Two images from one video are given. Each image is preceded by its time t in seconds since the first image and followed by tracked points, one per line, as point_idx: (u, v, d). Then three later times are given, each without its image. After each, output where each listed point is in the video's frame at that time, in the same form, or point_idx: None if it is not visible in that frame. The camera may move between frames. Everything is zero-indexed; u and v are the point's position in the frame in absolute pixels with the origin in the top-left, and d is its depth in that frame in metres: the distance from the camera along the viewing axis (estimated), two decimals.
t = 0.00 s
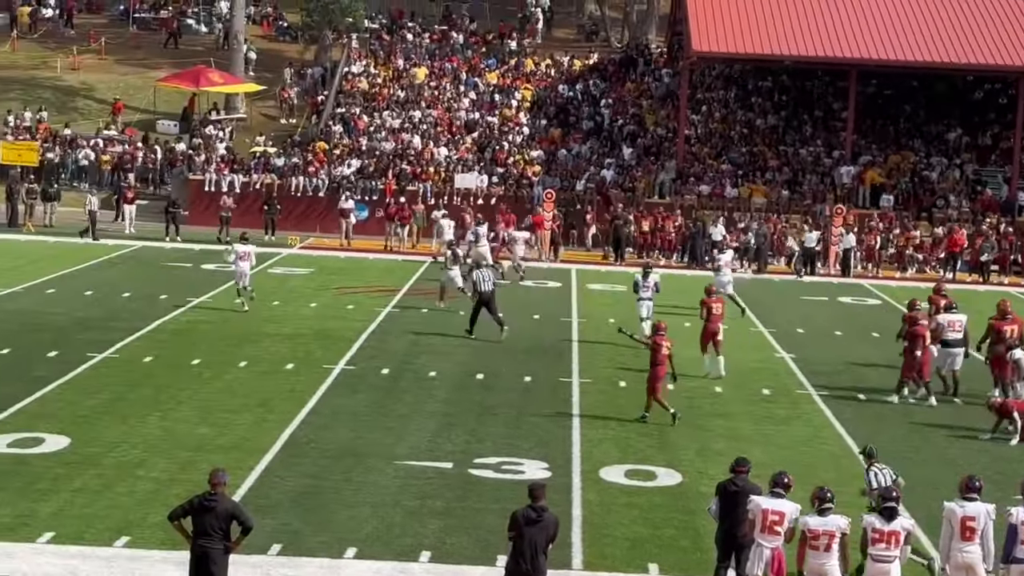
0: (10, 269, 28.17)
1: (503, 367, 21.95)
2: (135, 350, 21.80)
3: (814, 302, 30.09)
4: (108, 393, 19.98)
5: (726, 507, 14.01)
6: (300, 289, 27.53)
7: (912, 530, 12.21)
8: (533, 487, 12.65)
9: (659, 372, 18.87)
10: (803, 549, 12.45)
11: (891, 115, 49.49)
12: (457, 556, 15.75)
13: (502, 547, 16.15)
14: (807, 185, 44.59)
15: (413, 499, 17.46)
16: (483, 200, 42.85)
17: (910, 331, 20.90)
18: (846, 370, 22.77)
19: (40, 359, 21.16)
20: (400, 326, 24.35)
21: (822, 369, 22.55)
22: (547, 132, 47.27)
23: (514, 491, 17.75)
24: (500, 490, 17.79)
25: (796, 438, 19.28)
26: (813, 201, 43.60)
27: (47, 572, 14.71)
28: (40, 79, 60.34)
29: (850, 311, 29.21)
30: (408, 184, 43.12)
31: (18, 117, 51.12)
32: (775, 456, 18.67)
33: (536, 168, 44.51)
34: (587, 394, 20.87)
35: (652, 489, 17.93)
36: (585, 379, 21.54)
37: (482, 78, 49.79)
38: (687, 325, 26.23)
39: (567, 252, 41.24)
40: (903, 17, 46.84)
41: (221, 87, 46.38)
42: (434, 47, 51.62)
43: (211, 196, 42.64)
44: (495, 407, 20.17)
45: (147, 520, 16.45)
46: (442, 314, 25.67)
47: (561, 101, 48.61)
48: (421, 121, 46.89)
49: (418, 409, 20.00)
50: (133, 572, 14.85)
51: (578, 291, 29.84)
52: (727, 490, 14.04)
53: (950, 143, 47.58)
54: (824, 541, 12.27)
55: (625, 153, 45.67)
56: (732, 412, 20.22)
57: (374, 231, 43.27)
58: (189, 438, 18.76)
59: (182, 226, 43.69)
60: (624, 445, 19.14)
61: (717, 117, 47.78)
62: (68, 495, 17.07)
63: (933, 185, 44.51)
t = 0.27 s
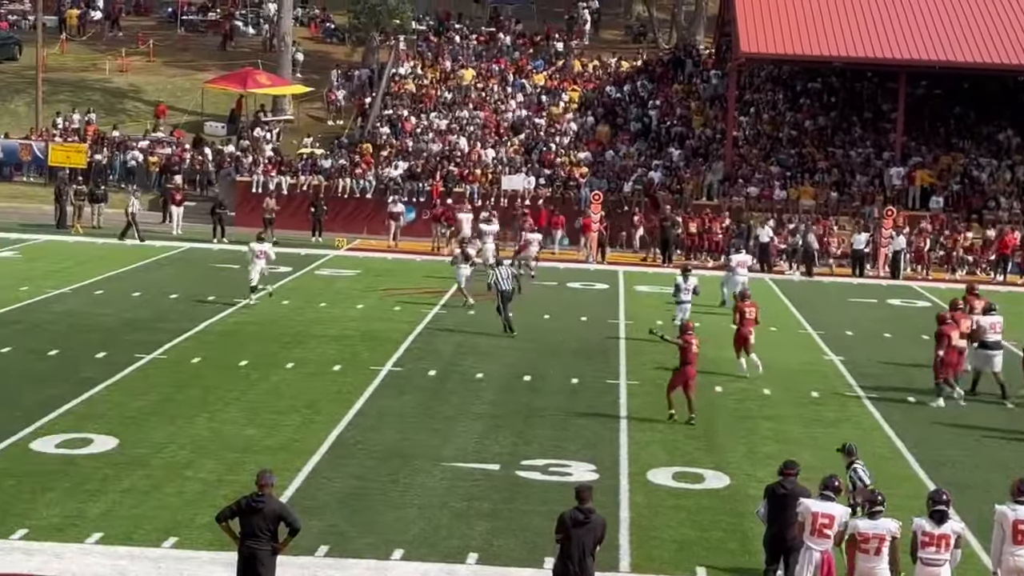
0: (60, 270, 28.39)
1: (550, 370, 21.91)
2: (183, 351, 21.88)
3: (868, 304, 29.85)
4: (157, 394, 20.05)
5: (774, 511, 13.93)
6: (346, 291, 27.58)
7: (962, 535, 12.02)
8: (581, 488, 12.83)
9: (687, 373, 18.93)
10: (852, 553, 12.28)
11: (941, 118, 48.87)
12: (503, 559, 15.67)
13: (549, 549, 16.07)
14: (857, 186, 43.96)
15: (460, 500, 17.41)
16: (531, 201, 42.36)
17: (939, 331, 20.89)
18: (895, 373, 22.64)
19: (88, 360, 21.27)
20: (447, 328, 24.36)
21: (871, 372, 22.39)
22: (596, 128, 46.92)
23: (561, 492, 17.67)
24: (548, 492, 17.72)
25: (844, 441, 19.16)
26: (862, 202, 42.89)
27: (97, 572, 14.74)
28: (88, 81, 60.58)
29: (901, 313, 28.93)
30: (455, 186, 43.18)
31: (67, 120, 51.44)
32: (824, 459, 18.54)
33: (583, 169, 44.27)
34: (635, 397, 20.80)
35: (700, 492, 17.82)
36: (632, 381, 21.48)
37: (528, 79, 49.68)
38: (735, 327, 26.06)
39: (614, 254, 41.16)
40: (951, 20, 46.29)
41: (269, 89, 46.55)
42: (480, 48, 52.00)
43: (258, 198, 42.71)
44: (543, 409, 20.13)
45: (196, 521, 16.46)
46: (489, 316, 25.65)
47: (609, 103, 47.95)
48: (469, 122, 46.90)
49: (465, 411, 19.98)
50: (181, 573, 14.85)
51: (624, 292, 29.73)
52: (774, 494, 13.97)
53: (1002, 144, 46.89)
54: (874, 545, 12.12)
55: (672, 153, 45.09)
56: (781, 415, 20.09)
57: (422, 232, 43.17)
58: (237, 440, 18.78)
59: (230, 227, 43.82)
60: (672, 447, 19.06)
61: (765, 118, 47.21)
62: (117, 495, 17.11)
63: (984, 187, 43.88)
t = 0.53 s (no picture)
0: (105, 271, 28.59)
1: (594, 371, 21.90)
2: (227, 353, 21.97)
3: (919, 308, 29.60)
4: (202, 395, 20.13)
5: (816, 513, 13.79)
6: (388, 293, 27.64)
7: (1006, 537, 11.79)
8: (624, 491, 12.79)
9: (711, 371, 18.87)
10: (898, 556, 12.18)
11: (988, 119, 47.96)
12: (547, 560, 15.61)
13: (593, 551, 15.99)
14: (901, 187, 43.19)
15: (503, 502, 17.38)
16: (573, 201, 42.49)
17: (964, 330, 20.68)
18: (938, 375, 22.56)
19: (134, 361, 21.39)
20: (490, 330, 24.37)
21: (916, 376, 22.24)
22: (638, 129, 46.62)
23: (605, 494, 17.61)
24: (591, 493, 17.68)
25: (888, 444, 19.06)
26: (907, 204, 42.20)
27: (142, 572, 14.76)
28: (133, 83, 60.82)
29: (950, 317, 28.66)
30: (498, 188, 43.04)
31: (110, 122, 51.76)
32: (868, 462, 18.44)
33: (626, 171, 43.95)
34: (679, 399, 20.75)
35: (744, 494, 17.72)
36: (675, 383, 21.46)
37: (572, 80, 49.55)
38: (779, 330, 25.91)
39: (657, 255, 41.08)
40: (993, 15, 45.66)
41: (312, 91, 46.66)
42: (524, 50, 52.08)
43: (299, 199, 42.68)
44: (587, 411, 20.11)
45: (240, 522, 16.48)
46: (531, 318, 25.64)
47: (652, 103, 47.83)
48: (512, 123, 46.84)
49: (508, 413, 19.98)
50: (226, 574, 14.87)
51: (667, 295, 29.61)
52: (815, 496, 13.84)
53: None
54: (919, 548, 12.01)
55: (715, 156, 44.56)
56: (826, 418, 20.01)
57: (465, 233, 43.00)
58: (280, 441, 18.82)
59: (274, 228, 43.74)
60: (716, 450, 19.00)
61: (810, 119, 46.51)
62: (162, 495, 17.14)
63: None
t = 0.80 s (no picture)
0: (145, 272, 28.75)
1: (631, 373, 21.88)
2: (265, 354, 22.04)
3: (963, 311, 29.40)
4: (240, 396, 20.18)
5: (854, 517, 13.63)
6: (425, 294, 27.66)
7: None
8: (662, 493, 12.77)
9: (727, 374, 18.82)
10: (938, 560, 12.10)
11: None
12: (584, 562, 15.56)
13: (631, 553, 15.92)
14: (941, 189, 42.66)
15: (541, 503, 17.33)
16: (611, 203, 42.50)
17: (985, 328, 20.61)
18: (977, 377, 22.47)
19: (172, 362, 21.48)
20: (528, 331, 24.40)
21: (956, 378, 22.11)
22: (676, 130, 46.51)
23: (643, 496, 17.56)
24: (629, 494, 17.63)
25: (928, 448, 18.95)
26: (946, 205, 41.86)
27: (180, 572, 14.79)
28: (172, 84, 61.04)
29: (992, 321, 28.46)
30: (537, 190, 42.83)
31: (149, 124, 52.00)
32: (907, 464, 18.32)
33: (664, 172, 43.77)
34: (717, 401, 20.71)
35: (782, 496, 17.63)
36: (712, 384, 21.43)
37: (610, 82, 49.46)
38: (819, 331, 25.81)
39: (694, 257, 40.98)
40: None
41: (351, 92, 46.75)
42: (562, 52, 51.97)
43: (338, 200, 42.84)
44: (625, 413, 20.09)
45: (278, 523, 16.48)
46: (569, 319, 25.62)
47: (691, 105, 47.66)
48: (551, 125, 46.84)
49: (547, 415, 19.96)
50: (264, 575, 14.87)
51: (705, 297, 29.51)
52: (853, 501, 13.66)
53: None
54: (960, 551, 11.91)
55: (754, 156, 44.36)
56: (865, 420, 19.93)
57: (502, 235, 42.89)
58: (318, 442, 18.84)
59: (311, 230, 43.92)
60: (754, 452, 18.92)
61: (849, 121, 46.21)
62: (200, 496, 17.16)
63: None
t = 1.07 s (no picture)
0: (177, 273, 28.88)
1: (662, 375, 21.87)
2: (296, 354, 22.09)
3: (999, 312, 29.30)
4: (271, 396, 20.22)
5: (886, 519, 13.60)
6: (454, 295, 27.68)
7: None
8: (693, 494, 12.78)
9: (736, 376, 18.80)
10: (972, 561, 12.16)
11: None
12: (614, 564, 15.52)
13: (662, 554, 15.88)
14: (972, 190, 42.61)
15: (572, 504, 17.32)
16: (642, 205, 42.61)
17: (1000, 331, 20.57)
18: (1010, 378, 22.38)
19: (204, 362, 21.55)
20: (558, 332, 24.41)
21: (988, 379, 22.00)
22: (708, 131, 46.46)
23: (674, 497, 17.53)
24: (660, 495, 17.61)
25: (960, 450, 18.86)
26: (978, 206, 41.77)
27: (212, 572, 14.81)
28: (204, 86, 61.17)
29: None
30: (567, 191, 42.84)
31: (181, 125, 52.17)
32: (939, 466, 18.24)
33: (696, 173, 43.71)
34: (748, 402, 20.66)
35: (813, 498, 17.57)
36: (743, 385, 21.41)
37: (641, 83, 49.42)
38: (850, 332, 25.75)
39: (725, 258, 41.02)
40: None
41: (382, 93, 46.77)
42: (593, 53, 51.96)
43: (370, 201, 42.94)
44: (656, 414, 20.07)
45: (309, 523, 16.49)
46: (600, 320, 25.61)
47: (722, 106, 47.57)
48: (582, 127, 46.85)
49: (578, 416, 19.96)
50: None
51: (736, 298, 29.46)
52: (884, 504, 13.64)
53: None
54: (992, 553, 11.91)
55: (785, 158, 44.17)
56: (896, 422, 19.87)
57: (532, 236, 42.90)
58: (349, 443, 18.86)
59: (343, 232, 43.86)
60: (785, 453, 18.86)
61: (880, 122, 46.06)
62: (231, 496, 17.19)
63: None
